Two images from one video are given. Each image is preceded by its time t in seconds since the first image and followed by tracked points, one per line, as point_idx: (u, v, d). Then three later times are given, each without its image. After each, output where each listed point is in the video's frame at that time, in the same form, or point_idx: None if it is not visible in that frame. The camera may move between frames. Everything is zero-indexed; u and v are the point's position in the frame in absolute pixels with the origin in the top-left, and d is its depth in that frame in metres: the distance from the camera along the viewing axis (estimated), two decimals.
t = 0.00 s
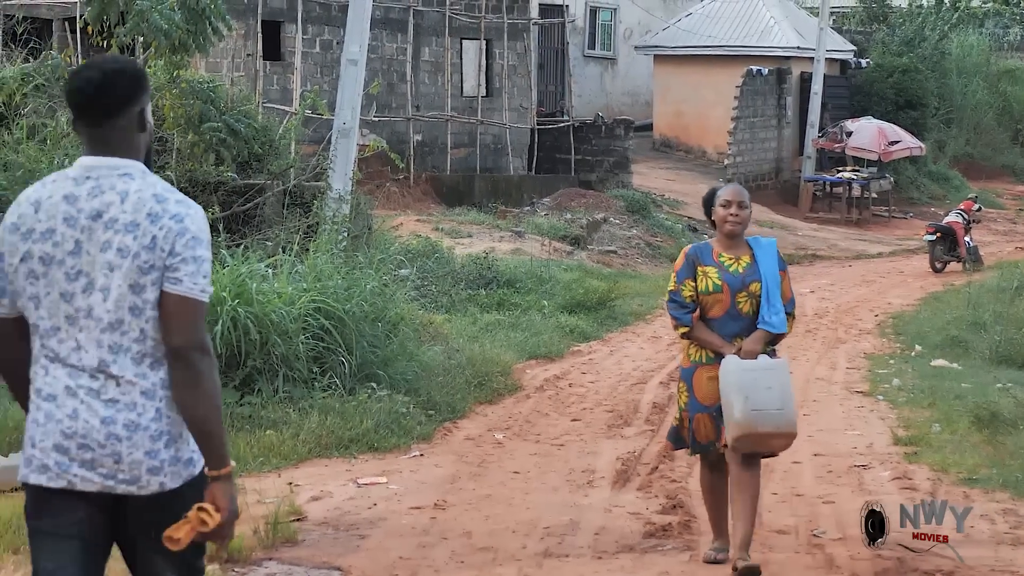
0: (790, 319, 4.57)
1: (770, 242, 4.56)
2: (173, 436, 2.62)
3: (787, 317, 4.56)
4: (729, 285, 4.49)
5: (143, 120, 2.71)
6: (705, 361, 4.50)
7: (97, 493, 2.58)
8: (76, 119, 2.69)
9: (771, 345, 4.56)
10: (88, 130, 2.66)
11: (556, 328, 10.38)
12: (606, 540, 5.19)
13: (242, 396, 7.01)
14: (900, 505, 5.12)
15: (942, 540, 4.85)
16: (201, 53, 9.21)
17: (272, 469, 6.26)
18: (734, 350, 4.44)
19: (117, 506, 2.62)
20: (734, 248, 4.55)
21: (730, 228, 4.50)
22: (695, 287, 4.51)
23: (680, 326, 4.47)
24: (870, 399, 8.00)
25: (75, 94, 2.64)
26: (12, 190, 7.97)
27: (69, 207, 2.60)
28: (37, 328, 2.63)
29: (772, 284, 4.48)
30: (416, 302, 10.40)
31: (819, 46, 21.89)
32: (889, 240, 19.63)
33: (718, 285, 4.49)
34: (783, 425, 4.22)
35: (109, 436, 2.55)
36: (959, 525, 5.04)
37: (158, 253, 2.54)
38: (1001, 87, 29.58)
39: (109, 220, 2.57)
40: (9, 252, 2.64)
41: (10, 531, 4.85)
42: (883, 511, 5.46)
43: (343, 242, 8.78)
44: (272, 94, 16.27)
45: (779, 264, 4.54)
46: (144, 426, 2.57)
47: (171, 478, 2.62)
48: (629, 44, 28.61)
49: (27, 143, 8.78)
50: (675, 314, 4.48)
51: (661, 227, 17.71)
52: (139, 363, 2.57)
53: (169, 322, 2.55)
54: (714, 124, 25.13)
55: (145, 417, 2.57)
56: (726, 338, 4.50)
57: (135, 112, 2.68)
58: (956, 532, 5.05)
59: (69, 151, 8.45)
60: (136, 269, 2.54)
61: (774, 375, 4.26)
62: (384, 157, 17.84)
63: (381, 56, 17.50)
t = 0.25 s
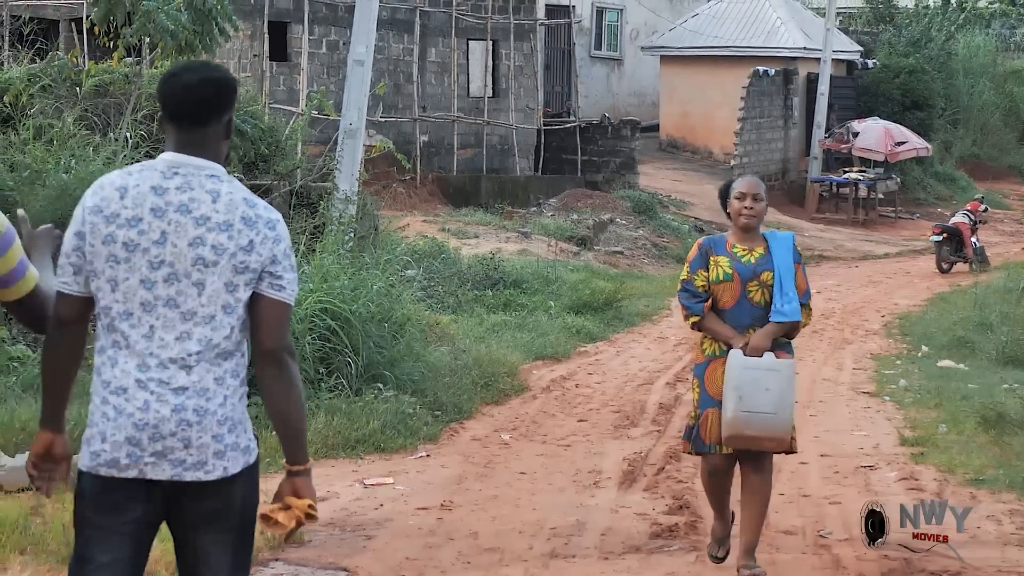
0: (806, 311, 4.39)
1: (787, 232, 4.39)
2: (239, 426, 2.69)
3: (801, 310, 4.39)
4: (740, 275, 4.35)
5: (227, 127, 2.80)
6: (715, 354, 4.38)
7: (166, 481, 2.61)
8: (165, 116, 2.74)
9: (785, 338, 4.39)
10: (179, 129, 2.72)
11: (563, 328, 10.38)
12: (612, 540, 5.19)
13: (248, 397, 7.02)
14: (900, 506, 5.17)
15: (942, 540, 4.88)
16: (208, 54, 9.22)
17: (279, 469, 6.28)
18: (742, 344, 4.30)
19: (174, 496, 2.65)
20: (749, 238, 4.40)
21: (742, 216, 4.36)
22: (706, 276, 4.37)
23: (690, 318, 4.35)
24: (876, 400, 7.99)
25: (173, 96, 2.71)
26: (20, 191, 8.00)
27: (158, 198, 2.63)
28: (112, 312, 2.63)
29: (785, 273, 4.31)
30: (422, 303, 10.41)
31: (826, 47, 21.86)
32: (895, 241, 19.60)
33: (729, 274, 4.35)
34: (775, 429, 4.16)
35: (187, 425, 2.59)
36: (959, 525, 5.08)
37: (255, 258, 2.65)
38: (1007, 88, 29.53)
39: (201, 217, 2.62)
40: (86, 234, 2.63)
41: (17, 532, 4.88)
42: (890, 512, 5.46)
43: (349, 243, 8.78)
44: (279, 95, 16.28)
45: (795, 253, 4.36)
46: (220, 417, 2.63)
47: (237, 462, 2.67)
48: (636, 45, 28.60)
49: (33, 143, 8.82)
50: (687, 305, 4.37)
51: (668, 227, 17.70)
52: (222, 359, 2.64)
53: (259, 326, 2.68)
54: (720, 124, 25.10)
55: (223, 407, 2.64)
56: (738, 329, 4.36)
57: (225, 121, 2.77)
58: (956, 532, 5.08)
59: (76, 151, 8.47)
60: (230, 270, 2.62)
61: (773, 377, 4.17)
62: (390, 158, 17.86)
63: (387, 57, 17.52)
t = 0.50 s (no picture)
0: (815, 316, 4.32)
1: (796, 234, 4.32)
2: (277, 422, 2.87)
3: (810, 314, 4.31)
4: (747, 279, 4.28)
5: (265, 126, 2.96)
6: (721, 357, 4.33)
7: (203, 474, 2.78)
8: (208, 118, 2.88)
9: (792, 343, 4.33)
10: (222, 130, 2.87)
11: (569, 329, 10.38)
12: (618, 541, 5.20)
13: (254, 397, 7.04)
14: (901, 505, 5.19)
15: (942, 540, 4.92)
16: (213, 54, 9.26)
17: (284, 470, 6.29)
18: (748, 349, 4.23)
19: (204, 494, 2.82)
20: (757, 241, 4.33)
21: (753, 219, 4.29)
22: (712, 280, 4.31)
23: (696, 322, 4.30)
24: (882, 401, 7.98)
25: (217, 100, 2.87)
26: (25, 191, 8.00)
27: (208, 202, 2.78)
28: (164, 312, 2.77)
29: (794, 277, 4.24)
30: (428, 303, 10.42)
31: (832, 47, 21.84)
32: (901, 242, 19.58)
33: (736, 278, 4.29)
34: (791, 430, 4.09)
35: (228, 421, 2.75)
36: (959, 525, 5.12)
37: (304, 259, 2.84)
38: (1013, 88, 29.48)
39: (249, 219, 2.78)
40: (140, 238, 2.76)
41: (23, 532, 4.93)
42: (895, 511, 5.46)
43: (355, 244, 8.79)
44: (284, 95, 16.31)
45: (803, 256, 4.29)
46: (258, 412, 2.79)
47: (273, 460, 2.84)
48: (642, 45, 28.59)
49: (39, 144, 8.86)
50: (692, 309, 4.32)
51: (674, 228, 17.69)
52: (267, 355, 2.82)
53: (314, 321, 2.92)
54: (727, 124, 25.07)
55: (262, 404, 2.81)
56: (744, 334, 4.30)
57: (262, 119, 2.92)
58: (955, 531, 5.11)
59: (82, 153, 8.51)
60: (280, 271, 2.80)
61: (785, 376, 4.10)
62: (396, 159, 17.87)
63: (393, 57, 17.55)
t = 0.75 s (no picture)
0: (822, 320, 4.21)
1: (797, 237, 4.20)
2: (295, 421, 2.90)
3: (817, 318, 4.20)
4: (752, 286, 4.15)
5: (265, 132, 2.98)
6: (729, 365, 4.21)
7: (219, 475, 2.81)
8: (210, 131, 2.91)
9: (802, 349, 4.22)
10: (225, 141, 2.90)
11: (574, 329, 10.39)
12: (622, 541, 5.20)
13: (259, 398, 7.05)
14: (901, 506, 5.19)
15: (942, 540, 4.92)
16: (219, 55, 9.28)
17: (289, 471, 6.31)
18: (761, 359, 4.13)
19: (219, 493, 2.84)
20: (758, 246, 4.21)
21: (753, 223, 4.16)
22: (716, 289, 4.18)
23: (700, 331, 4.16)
24: (887, 401, 7.98)
25: (218, 111, 2.89)
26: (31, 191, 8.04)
27: (219, 214, 2.80)
28: (184, 324, 2.79)
29: (800, 283, 4.13)
30: (433, 304, 10.43)
31: (837, 47, 21.81)
32: (906, 242, 19.56)
33: (741, 286, 4.15)
34: (812, 446, 4.07)
35: (250, 426, 2.80)
36: (959, 525, 5.12)
37: (311, 260, 2.87)
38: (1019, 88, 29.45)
39: (259, 227, 2.82)
40: (161, 255, 2.76)
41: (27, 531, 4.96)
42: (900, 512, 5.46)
43: (360, 244, 8.80)
44: (289, 95, 16.34)
45: (807, 259, 4.18)
46: (277, 415, 2.84)
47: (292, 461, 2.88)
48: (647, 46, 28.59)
49: (45, 144, 8.90)
50: (697, 320, 4.19)
51: (679, 228, 17.69)
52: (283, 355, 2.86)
53: (323, 319, 2.95)
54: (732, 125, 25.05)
55: (280, 407, 2.85)
56: (753, 342, 4.18)
57: (263, 125, 2.95)
58: (956, 531, 5.11)
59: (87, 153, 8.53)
60: (290, 274, 2.84)
61: (804, 391, 4.08)
62: (400, 159, 17.90)
63: (398, 58, 17.56)
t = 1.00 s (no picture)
0: (827, 310, 4.23)
1: (799, 229, 4.22)
2: (293, 419, 2.98)
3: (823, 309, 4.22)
4: (759, 280, 4.14)
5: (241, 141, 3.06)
6: (733, 364, 4.18)
7: (224, 473, 2.93)
8: (187, 147, 3.02)
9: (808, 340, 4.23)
10: (201, 155, 3.00)
11: (576, 330, 10.38)
12: (625, 541, 5.20)
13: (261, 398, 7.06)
14: (901, 505, 5.19)
15: (942, 540, 4.92)
16: (221, 55, 9.29)
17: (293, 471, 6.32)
18: (769, 350, 4.11)
19: (229, 491, 2.97)
20: (760, 239, 4.20)
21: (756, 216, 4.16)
22: (719, 282, 4.16)
23: (705, 325, 4.14)
24: (890, 401, 7.98)
25: (190, 127, 2.99)
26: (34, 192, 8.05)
27: (195, 227, 2.91)
28: (179, 335, 2.95)
29: (806, 275, 4.14)
30: (436, 305, 10.43)
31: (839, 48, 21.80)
32: (909, 242, 19.54)
33: (746, 279, 4.14)
34: (820, 436, 4.02)
35: (244, 428, 2.90)
36: (959, 525, 5.12)
37: (284, 258, 2.91)
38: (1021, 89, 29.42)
39: (233, 234, 2.91)
40: (147, 273, 2.93)
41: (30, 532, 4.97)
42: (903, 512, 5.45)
43: (362, 245, 8.81)
44: (292, 96, 16.34)
45: (811, 252, 4.19)
46: (271, 418, 2.92)
47: (289, 457, 2.95)
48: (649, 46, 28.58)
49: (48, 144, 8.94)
50: (699, 313, 4.15)
51: (681, 228, 17.68)
52: (270, 357, 2.93)
53: (306, 319, 2.96)
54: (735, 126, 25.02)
55: (273, 409, 2.93)
56: (759, 334, 4.17)
57: (238, 136, 3.05)
58: (956, 531, 5.12)
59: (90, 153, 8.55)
60: (264, 276, 2.90)
61: (812, 381, 4.06)
62: (403, 159, 17.89)
63: (400, 58, 17.56)
